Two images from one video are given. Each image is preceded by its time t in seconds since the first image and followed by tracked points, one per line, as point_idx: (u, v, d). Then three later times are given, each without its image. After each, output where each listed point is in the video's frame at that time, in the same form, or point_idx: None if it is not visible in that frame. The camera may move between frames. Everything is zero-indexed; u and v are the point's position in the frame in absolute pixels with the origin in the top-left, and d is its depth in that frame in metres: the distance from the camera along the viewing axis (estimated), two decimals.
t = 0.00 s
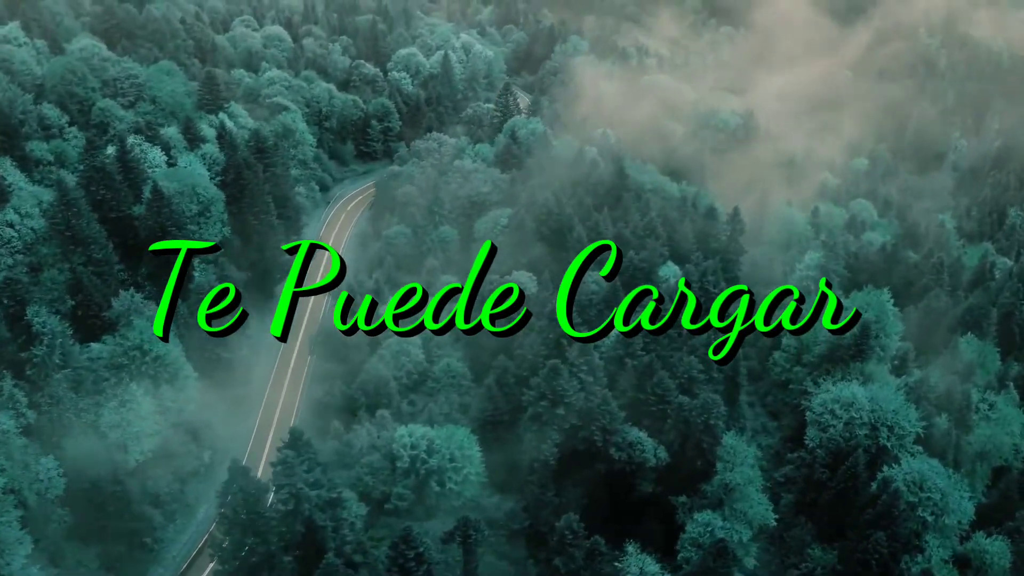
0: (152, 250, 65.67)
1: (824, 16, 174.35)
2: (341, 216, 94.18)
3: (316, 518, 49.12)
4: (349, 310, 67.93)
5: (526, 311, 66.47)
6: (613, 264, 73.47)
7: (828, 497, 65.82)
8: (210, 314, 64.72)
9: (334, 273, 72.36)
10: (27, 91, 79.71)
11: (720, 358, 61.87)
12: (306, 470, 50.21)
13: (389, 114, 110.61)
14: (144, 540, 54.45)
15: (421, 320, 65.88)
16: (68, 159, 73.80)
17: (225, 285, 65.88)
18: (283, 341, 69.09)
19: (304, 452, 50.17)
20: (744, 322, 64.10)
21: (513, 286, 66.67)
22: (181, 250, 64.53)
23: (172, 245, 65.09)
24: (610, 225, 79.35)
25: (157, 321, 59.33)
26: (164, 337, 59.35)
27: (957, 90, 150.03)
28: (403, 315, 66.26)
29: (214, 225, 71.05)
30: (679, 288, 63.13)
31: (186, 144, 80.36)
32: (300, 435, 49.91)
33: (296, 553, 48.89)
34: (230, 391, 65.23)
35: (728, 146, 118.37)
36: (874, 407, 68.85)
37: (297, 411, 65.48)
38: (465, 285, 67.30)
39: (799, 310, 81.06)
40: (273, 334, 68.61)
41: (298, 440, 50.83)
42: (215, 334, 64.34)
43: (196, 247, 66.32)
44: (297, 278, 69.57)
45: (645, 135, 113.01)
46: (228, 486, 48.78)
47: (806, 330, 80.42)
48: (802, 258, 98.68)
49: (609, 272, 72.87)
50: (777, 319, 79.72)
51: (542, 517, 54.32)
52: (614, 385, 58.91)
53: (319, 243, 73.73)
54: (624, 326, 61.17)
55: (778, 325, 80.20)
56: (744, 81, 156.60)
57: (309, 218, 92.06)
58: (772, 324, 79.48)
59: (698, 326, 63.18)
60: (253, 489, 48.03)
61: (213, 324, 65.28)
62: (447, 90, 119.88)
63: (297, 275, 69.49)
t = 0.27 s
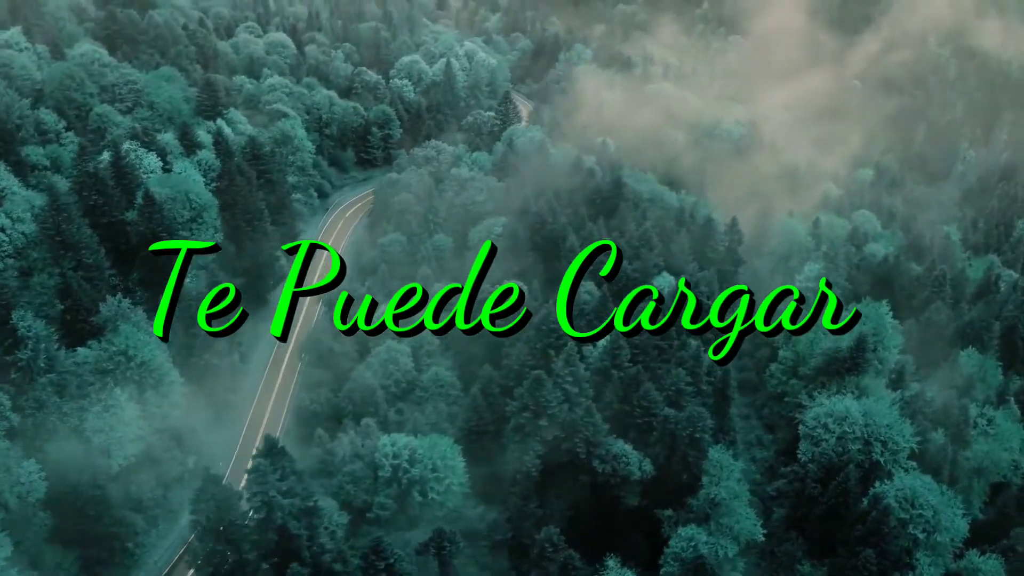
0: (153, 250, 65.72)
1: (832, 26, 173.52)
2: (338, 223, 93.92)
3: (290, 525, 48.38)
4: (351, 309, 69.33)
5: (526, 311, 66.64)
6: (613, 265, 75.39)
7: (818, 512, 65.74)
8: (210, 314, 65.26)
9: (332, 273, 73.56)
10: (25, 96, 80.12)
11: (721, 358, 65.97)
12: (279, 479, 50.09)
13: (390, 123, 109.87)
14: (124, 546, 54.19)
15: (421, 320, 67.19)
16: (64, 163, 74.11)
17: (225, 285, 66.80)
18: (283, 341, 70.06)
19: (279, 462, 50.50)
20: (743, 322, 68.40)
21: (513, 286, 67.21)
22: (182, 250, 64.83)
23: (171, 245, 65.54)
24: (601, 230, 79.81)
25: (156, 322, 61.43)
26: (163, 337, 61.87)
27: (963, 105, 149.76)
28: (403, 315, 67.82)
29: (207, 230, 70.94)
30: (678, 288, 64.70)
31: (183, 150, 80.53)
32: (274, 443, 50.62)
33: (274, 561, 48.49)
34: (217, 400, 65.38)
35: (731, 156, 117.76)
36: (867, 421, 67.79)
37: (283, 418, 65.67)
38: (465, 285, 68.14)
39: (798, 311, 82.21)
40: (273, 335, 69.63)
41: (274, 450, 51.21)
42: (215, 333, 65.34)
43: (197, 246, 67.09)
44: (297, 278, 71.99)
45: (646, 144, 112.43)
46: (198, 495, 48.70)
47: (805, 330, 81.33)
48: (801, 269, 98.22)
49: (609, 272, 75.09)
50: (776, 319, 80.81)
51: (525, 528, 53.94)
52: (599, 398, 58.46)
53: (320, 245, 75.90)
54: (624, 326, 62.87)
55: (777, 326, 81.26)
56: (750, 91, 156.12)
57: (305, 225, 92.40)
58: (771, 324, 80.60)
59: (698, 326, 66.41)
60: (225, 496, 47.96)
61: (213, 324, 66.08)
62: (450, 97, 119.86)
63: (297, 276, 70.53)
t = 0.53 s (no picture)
0: (152, 250, 65.87)
1: (838, 35, 172.93)
2: (336, 229, 94.09)
3: (269, 532, 47.87)
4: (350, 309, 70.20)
5: (526, 311, 66.33)
6: (613, 265, 75.61)
7: (812, 523, 65.17)
8: (210, 314, 65.96)
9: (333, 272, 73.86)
10: (24, 100, 80.43)
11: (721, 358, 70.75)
12: (258, 484, 48.66)
13: (391, 127, 110.08)
14: (110, 548, 54.90)
15: (421, 320, 67.31)
16: (61, 167, 74.36)
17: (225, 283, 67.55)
18: (283, 341, 70.44)
19: (259, 467, 48.60)
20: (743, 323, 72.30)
21: (514, 287, 67.29)
22: (182, 249, 65.26)
23: (171, 245, 65.72)
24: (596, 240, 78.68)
25: (157, 321, 62.57)
26: (163, 336, 63.34)
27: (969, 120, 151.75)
28: (404, 314, 68.17)
29: (201, 234, 71.13)
30: (678, 287, 65.30)
31: (180, 154, 80.61)
32: (254, 449, 48.36)
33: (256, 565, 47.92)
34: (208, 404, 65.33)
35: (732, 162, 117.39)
36: (862, 433, 67.33)
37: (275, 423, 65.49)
38: (465, 285, 67.98)
39: (798, 311, 82.48)
40: (273, 335, 70.07)
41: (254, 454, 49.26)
42: (215, 333, 66.14)
43: (196, 246, 67.46)
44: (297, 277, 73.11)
45: (647, 151, 111.91)
46: (177, 500, 47.92)
47: (805, 330, 82.20)
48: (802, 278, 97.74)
49: (609, 272, 75.06)
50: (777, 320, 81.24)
51: (511, 537, 53.31)
52: (587, 407, 58.58)
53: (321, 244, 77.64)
54: (624, 326, 63.20)
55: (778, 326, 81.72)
56: (755, 99, 155.76)
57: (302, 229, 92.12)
58: (773, 324, 80.93)
59: (698, 326, 70.54)
60: (204, 501, 47.34)
61: (213, 323, 66.89)
62: (451, 103, 120.05)
63: (297, 275, 70.61)
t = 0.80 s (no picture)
0: (152, 250, 66.51)
1: (845, 43, 172.12)
2: (335, 234, 94.45)
3: (246, 538, 48.06)
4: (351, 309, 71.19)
5: (526, 312, 65.71)
6: (613, 265, 75.90)
7: (804, 536, 64.55)
8: (210, 314, 67.85)
9: (333, 272, 74.47)
10: (23, 104, 80.77)
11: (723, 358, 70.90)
12: (235, 491, 49.04)
13: (392, 134, 110.30)
14: (94, 552, 55.30)
15: (421, 321, 67.40)
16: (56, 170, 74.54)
17: (226, 285, 69.82)
18: (283, 341, 71.38)
19: (236, 475, 49.18)
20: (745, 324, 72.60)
21: (513, 287, 67.31)
22: (182, 249, 66.12)
23: (171, 245, 66.31)
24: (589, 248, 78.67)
25: (157, 319, 63.35)
26: (164, 336, 63.72)
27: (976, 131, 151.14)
28: (403, 315, 68.30)
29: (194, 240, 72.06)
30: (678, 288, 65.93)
31: (177, 159, 80.72)
32: (231, 456, 48.96)
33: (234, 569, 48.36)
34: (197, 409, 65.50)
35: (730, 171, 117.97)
36: (856, 445, 66.72)
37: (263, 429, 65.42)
38: (465, 285, 67.85)
39: (800, 310, 82.33)
40: (273, 335, 71.02)
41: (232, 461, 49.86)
42: (215, 334, 67.53)
43: (196, 246, 68.23)
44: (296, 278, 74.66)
45: (648, 159, 111.64)
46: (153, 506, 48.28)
47: (805, 330, 82.38)
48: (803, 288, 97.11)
49: (609, 273, 75.22)
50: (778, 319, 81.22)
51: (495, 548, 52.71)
52: (574, 416, 58.51)
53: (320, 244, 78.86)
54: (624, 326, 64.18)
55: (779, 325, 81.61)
56: (760, 108, 155.18)
57: (300, 234, 92.04)
58: (773, 324, 81.08)
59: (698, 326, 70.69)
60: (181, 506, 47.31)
61: (213, 323, 68.93)
62: (453, 109, 120.09)
63: (297, 275, 72.02)
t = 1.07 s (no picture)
0: (152, 250, 67.34)
1: (855, 51, 170.98)
2: (333, 239, 95.11)
3: (221, 544, 48.21)
4: (351, 310, 72.32)
5: (526, 313, 64.04)
6: (613, 265, 75.68)
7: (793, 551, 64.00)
8: (210, 315, 68.93)
9: (333, 272, 76.11)
10: (22, 109, 81.15)
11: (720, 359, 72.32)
12: (210, 497, 49.20)
13: (393, 141, 110.21)
14: (77, 554, 53.95)
15: (421, 321, 67.58)
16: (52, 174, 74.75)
17: (225, 286, 71.01)
18: (283, 341, 72.79)
19: (210, 480, 49.36)
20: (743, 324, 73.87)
21: (513, 287, 65.67)
22: (181, 249, 67.21)
23: (171, 245, 67.50)
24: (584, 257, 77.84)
25: (158, 320, 64.16)
26: (164, 337, 64.62)
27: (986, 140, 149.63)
28: (403, 315, 69.53)
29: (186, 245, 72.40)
30: (676, 291, 66.55)
31: (173, 164, 81.05)
32: (206, 463, 49.30)
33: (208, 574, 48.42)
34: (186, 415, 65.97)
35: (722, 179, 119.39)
36: (848, 459, 66.03)
37: (250, 435, 65.37)
38: (465, 285, 67.84)
39: (796, 312, 82.97)
40: (273, 334, 72.54)
41: (207, 468, 50.27)
42: (214, 334, 68.56)
43: (196, 248, 69.35)
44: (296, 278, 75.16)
45: (649, 168, 111.28)
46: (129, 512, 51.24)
47: (802, 331, 83.36)
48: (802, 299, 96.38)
49: (609, 272, 75.11)
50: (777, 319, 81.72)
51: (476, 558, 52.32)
52: (559, 426, 59.27)
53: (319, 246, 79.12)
54: (623, 325, 65.05)
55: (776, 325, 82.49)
56: (766, 117, 154.60)
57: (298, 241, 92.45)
58: (769, 324, 81.89)
59: (698, 326, 71.68)
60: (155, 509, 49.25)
61: (212, 323, 69.71)
62: (453, 113, 120.66)
63: (297, 275, 73.36)
